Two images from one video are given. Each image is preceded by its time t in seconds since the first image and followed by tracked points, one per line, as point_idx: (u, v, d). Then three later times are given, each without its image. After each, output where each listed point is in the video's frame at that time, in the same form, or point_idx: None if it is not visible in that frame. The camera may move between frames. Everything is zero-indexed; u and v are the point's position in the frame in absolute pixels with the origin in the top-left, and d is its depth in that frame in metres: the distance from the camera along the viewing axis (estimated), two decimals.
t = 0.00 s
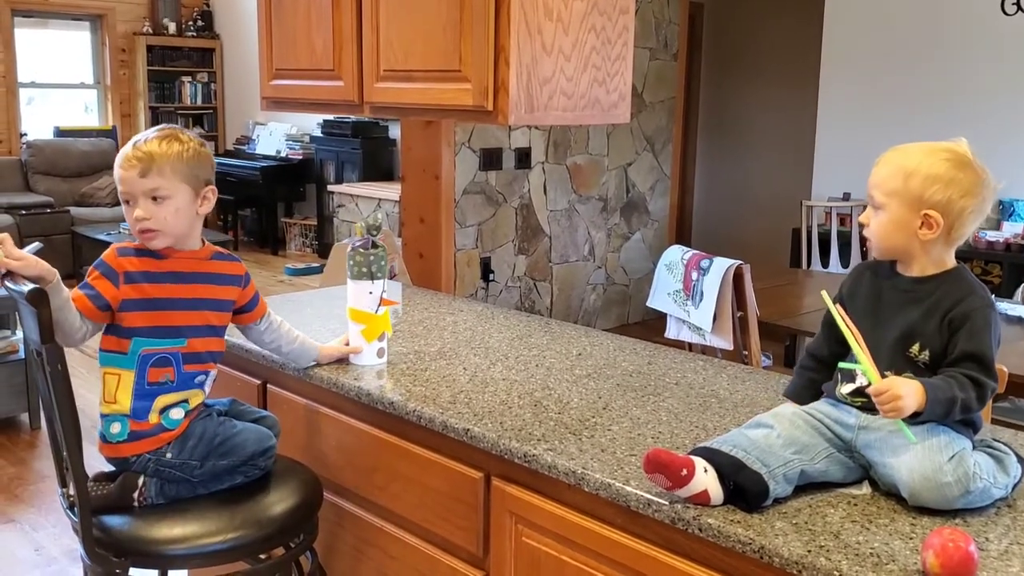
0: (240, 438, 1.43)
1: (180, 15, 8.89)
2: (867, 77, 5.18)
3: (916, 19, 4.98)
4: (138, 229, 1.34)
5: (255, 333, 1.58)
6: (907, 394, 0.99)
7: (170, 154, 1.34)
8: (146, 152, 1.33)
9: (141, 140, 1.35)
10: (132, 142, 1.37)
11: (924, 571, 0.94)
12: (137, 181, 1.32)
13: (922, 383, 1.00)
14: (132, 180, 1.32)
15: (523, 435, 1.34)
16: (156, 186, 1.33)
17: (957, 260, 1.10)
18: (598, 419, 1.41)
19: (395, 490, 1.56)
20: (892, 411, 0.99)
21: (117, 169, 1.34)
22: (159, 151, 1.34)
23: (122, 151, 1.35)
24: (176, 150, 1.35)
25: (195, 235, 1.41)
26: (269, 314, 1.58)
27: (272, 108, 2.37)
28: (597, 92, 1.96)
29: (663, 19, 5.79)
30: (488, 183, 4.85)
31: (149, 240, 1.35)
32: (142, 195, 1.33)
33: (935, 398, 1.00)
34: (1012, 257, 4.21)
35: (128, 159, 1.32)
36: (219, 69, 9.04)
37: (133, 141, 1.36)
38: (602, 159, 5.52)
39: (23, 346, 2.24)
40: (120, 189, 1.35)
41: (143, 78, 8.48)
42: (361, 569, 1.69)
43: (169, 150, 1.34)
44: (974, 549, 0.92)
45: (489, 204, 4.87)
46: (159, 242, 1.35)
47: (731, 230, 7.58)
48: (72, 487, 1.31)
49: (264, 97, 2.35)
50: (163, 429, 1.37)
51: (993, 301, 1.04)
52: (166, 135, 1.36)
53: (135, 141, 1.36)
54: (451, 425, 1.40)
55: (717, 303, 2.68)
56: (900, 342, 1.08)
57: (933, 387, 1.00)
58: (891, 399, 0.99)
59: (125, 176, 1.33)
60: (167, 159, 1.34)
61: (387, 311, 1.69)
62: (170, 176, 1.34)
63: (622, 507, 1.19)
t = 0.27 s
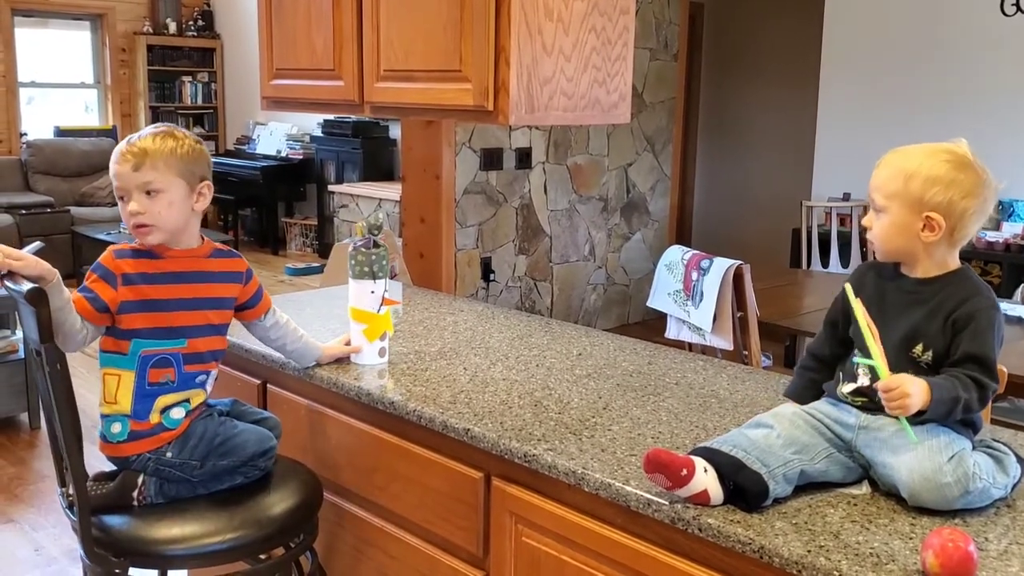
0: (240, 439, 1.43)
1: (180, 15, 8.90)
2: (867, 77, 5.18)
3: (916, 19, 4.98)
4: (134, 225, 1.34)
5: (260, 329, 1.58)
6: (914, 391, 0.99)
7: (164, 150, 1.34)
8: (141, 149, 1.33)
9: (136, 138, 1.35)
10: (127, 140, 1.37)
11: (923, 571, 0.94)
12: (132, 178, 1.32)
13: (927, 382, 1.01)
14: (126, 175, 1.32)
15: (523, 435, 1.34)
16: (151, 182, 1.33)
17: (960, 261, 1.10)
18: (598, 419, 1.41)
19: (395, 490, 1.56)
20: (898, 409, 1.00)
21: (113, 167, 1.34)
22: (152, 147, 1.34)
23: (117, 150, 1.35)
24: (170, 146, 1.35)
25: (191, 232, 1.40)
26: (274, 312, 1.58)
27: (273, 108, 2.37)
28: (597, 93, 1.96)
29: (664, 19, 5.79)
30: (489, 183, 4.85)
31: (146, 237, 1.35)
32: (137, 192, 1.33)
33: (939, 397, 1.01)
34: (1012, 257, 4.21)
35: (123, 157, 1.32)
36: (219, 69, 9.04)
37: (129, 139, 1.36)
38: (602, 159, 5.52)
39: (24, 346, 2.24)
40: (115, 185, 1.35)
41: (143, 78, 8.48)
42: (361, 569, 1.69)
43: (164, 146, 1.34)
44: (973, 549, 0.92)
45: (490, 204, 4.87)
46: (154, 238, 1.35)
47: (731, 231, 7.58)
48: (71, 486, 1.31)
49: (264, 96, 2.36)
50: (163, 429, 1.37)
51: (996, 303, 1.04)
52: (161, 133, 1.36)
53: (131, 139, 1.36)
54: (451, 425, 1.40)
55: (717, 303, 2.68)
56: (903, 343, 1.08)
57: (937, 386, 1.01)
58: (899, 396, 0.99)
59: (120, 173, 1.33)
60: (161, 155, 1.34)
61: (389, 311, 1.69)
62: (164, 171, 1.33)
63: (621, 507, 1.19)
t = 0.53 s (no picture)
0: (241, 439, 1.43)
1: (181, 15, 8.90)
2: (869, 77, 5.18)
3: (917, 19, 4.98)
4: (130, 221, 1.34)
5: (261, 329, 1.57)
6: (916, 378, 1.00)
7: (161, 147, 1.34)
8: (139, 146, 1.33)
9: (134, 137, 1.36)
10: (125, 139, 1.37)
11: (924, 571, 0.94)
12: (129, 176, 1.32)
13: (929, 374, 1.01)
14: (122, 171, 1.32)
15: (524, 435, 1.34)
16: (147, 179, 1.33)
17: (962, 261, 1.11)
18: (599, 419, 1.41)
19: (396, 490, 1.56)
20: (899, 397, 1.00)
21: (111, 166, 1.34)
22: (149, 144, 1.34)
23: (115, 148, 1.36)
24: (166, 143, 1.35)
25: (189, 229, 1.40)
26: (275, 311, 1.57)
27: (274, 109, 2.37)
28: (598, 93, 1.96)
29: (665, 19, 5.79)
30: (490, 183, 4.85)
31: (143, 234, 1.35)
32: (134, 190, 1.33)
33: (941, 391, 1.01)
34: (1014, 257, 4.21)
35: (121, 155, 1.33)
36: (220, 69, 9.04)
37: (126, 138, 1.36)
38: (604, 159, 5.52)
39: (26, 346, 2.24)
40: (112, 182, 1.35)
41: (145, 78, 8.49)
42: (362, 569, 1.69)
43: (161, 144, 1.35)
44: (975, 549, 0.92)
45: (491, 204, 4.87)
46: (149, 234, 1.35)
47: (732, 231, 7.58)
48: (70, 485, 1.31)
49: (265, 97, 2.36)
50: (162, 429, 1.37)
51: (999, 302, 1.04)
52: (158, 131, 1.37)
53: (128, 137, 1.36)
54: (452, 425, 1.40)
55: (718, 303, 2.68)
56: (906, 342, 1.08)
57: (939, 379, 1.01)
58: (901, 383, 0.99)
59: (118, 171, 1.33)
60: (157, 152, 1.34)
61: (390, 310, 1.69)
62: (160, 167, 1.34)
63: (622, 507, 1.19)
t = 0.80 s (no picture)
0: (238, 438, 1.42)
1: (181, 12, 8.89)
2: (869, 75, 5.17)
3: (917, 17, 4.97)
4: (122, 221, 1.34)
5: (259, 326, 1.57)
6: (919, 377, 0.99)
7: (150, 146, 1.33)
8: (129, 145, 1.33)
9: (123, 135, 1.35)
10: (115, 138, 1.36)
11: (925, 571, 0.93)
12: (119, 175, 1.32)
13: (932, 373, 1.00)
14: (111, 171, 1.32)
15: (525, 434, 1.33)
16: (137, 178, 1.32)
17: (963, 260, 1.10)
18: (599, 418, 1.41)
19: (395, 489, 1.56)
20: (903, 394, 0.99)
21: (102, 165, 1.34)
22: (135, 143, 1.33)
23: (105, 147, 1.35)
24: (152, 141, 1.34)
25: (180, 226, 1.39)
26: (273, 309, 1.57)
27: (274, 106, 2.36)
28: (598, 90, 1.95)
29: (665, 17, 5.78)
30: (490, 181, 4.84)
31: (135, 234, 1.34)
32: (125, 188, 1.32)
33: (944, 389, 1.00)
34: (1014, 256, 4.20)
35: (110, 154, 1.32)
36: (220, 66, 9.03)
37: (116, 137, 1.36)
38: (604, 157, 5.51)
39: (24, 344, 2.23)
40: (102, 182, 1.34)
41: (143, 76, 8.48)
42: (361, 568, 1.68)
43: (150, 142, 1.34)
44: (976, 548, 0.91)
45: (491, 202, 4.86)
46: (140, 232, 1.35)
47: (733, 229, 7.57)
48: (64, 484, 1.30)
49: (265, 94, 2.35)
50: (158, 428, 1.37)
51: (1001, 300, 1.04)
52: (148, 130, 1.36)
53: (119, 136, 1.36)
54: (452, 424, 1.40)
55: (719, 302, 2.67)
56: (908, 341, 1.07)
57: (941, 377, 1.00)
58: (904, 381, 0.99)
59: (108, 170, 1.33)
60: (143, 150, 1.33)
61: (389, 309, 1.68)
62: (146, 165, 1.33)
63: (622, 506, 1.18)
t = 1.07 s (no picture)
0: (235, 435, 1.42)
1: (179, 11, 8.88)
2: (868, 74, 5.17)
3: (917, 16, 4.97)
4: (122, 221, 1.34)
5: (259, 325, 1.57)
6: (917, 377, 0.99)
7: (150, 145, 1.33)
8: (129, 144, 1.33)
9: (123, 134, 1.35)
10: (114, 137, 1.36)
11: (923, 568, 0.93)
12: (120, 174, 1.32)
13: (930, 373, 1.00)
14: (112, 171, 1.32)
15: (524, 433, 1.34)
16: (138, 178, 1.32)
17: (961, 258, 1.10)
18: (598, 416, 1.41)
19: (394, 487, 1.56)
20: (900, 394, 0.99)
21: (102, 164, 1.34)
22: (137, 143, 1.33)
23: (106, 145, 1.35)
24: (154, 140, 1.34)
25: (180, 225, 1.39)
26: (271, 306, 1.57)
27: (273, 104, 2.36)
28: (597, 89, 1.95)
29: (665, 16, 5.78)
30: (490, 179, 4.84)
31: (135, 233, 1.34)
32: (125, 187, 1.32)
33: (941, 389, 1.00)
34: (1013, 254, 4.20)
35: (110, 153, 1.32)
36: (219, 65, 9.02)
37: (116, 135, 1.36)
38: (604, 155, 5.51)
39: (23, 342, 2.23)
40: (103, 181, 1.34)
41: (142, 75, 8.47)
42: (360, 566, 1.68)
43: (150, 141, 1.34)
44: (973, 545, 0.91)
45: (490, 201, 4.86)
46: (141, 233, 1.34)
47: (732, 228, 7.58)
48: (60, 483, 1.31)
49: (264, 92, 2.35)
50: (153, 426, 1.37)
51: (998, 299, 1.04)
52: (148, 128, 1.36)
53: (119, 135, 1.36)
54: (451, 422, 1.40)
55: (718, 300, 2.67)
56: (905, 340, 1.07)
57: (939, 378, 1.00)
58: (902, 382, 0.99)
59: (108, 169, 1.32)
60: (145, 150, 1.33)
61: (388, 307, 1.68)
62: (149, 166, 1.33)
63: (620, 504, 1.19)
